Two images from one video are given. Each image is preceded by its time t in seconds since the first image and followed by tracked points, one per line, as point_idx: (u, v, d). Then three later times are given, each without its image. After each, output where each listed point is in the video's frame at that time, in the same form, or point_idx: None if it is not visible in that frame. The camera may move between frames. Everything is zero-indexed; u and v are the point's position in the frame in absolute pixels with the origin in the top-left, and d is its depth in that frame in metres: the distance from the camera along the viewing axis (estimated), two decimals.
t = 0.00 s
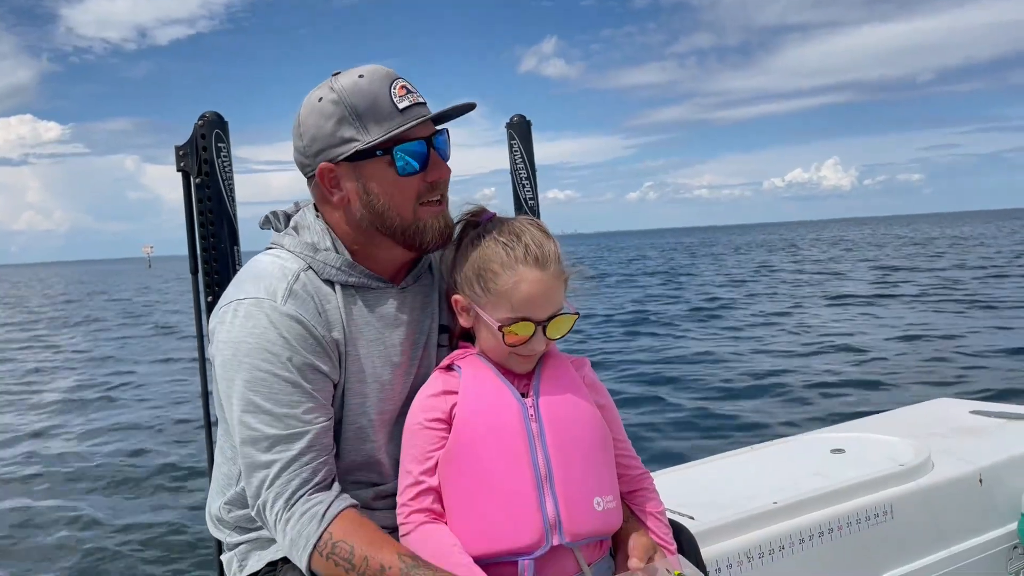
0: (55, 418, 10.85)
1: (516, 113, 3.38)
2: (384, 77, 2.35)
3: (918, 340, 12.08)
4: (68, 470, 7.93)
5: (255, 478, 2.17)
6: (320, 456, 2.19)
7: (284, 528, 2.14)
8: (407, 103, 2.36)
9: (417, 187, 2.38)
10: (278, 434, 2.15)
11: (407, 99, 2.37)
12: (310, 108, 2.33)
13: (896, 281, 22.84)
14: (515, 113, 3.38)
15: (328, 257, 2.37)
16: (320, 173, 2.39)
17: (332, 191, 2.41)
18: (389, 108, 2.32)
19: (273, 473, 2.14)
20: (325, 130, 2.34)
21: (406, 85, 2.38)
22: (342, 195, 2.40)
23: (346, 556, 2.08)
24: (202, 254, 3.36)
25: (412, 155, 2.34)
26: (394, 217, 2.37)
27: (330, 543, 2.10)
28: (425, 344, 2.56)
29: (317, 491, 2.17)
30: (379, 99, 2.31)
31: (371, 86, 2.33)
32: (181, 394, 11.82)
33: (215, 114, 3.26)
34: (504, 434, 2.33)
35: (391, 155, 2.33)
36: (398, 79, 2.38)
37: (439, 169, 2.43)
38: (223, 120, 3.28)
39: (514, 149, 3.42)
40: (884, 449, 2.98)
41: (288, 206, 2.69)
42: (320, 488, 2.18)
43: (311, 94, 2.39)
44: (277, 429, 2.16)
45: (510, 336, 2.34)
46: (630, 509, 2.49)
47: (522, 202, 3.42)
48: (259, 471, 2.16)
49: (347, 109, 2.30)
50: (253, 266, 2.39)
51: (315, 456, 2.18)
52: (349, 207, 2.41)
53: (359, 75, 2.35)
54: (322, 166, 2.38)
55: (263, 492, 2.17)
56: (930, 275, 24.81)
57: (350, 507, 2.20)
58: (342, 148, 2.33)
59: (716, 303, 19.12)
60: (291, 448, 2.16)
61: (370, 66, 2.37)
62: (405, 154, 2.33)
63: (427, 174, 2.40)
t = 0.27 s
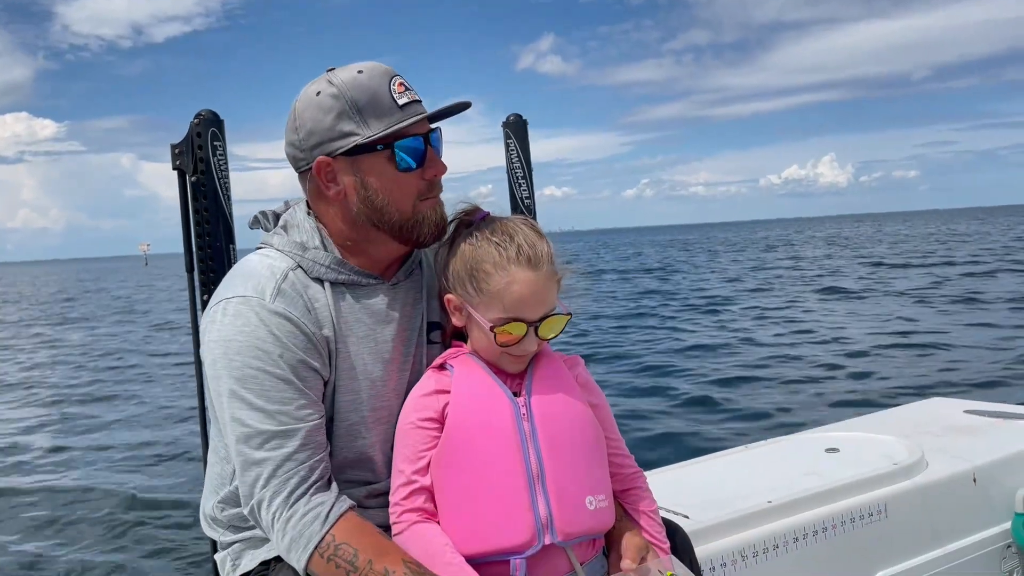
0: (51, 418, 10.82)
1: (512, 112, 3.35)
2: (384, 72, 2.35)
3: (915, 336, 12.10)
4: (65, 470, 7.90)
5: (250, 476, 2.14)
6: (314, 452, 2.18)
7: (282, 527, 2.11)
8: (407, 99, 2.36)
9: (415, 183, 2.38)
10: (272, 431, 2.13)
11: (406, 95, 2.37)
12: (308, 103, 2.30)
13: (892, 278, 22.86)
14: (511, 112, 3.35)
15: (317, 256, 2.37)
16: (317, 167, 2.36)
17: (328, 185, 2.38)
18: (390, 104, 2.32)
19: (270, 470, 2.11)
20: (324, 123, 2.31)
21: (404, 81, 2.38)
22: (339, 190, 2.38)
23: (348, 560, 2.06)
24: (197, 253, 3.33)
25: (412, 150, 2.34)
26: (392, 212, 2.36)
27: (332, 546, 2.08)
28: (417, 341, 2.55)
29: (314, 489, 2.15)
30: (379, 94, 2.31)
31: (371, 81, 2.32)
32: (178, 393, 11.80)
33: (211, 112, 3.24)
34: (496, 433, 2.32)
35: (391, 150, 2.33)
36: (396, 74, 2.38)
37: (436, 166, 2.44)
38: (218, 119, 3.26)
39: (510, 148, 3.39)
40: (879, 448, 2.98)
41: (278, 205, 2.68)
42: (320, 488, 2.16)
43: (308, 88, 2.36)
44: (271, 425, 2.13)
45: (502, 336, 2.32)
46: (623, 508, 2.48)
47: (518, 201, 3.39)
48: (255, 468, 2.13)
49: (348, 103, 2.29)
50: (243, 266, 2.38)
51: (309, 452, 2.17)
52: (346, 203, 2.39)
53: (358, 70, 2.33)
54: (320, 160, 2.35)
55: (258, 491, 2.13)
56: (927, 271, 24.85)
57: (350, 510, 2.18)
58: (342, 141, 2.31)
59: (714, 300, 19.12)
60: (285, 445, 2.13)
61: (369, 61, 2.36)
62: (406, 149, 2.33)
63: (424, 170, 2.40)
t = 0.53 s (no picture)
0: (50, 416, 10.81)
1: (510, 114, 3.34)
2: (373, 78, 2.32)
3: (912, 334, 12.11)
4: (63, 469, 7.89)
5: (247, 477, 2.12)
6: (311, 453, 2.17)
7: (281, 529, 2.10)
8: (394, 105, 2.33)
9: (400, 190, 2.36)
10: (268, 432, 2.12)
11: (394, 101, 2.34)
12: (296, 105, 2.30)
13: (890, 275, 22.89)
14: (510, 114, 3.34)
15: (313, 258, 2.37)
16: (304, 170, 2.37)
17: (316, 189, 2.38)
18: (376, 110, 2.29)
19: (268, 470, 2.10)
20: (310, 128, 2.31)
21: (394, 86, 2.35)
22: (326, 194, 2.38)
23: (350, 563, 2.05)
24: (195, 254, 3.32)
25: (397, 157, 2.32)
26: (374, 219, 2.35)
27: (334, 548, 2.08)
28: (413, 343, 2.54)
29: (313, 490, 2.14)
30: (365, 101, 2.28)
31: (359, 86, 2.30)
32: (176, 391, 11.78)
33: (209, 113, 3.23)
34: (493, 435, 2.31)
35: (374, 157, 2.31)
36: (386, 80, 2.35)
37: (425, 173, 2.40)
38: (217, 119, 3.24)
39: (508, 150, 3.38)
40: (876, 450, 2.98)
41: (274, 208, 2.68)
42: (320, 490, 2.16)
43: (300, 90, 2.36)
44: (267, 426, 2.12)
45: (493, 339, 2.32)
46: (620, 509, 2.48)
47: (517, 203, 3.37)
48: (252, 468, 2.11)
49: (333, 109, 2.27)
50: (239, 268, 2.37)
51: (306, 453, 2.16)
52: (333, 207, 2.39)
53: (348, 74, 2.31)
54: (307, 164, 2.35)
55: (256, 493, 2.12)
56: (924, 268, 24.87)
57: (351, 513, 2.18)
58: (327, 147, 2.30)
59: (712, 298, 19.13)
60: (282, 446, 2.12)
61: (359, 66, 2.33)
62: (389, 157, 2.31)
63: (410, 177, 2.37)
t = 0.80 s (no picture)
0: (47, 414, 10.78)
1: (508, 116, 3.33)
2: (352, 81, 2.28)
3: (910, 333, 12.12)
4: (60, 468, 7.88)
5: (243, 482, 2.12)
6: (305, 458, 2.16)
7: (276, 535, 2.09)
8: (370, 110, 2.29)
9: (375, 195, 2.33)
10: (263, 437, 2.11)
11: (372, 105, 2.30)
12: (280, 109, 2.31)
13: (888, 274, 22.91)
14: (507, 116, 3.33)
15: (309, 261, 2.37)
16: (288, 173, 2.39)
17: (302, 191, 2.40)
18: (350, 115, 2.26)
19: (263, 476, 2.10)
20: (290, 133, 2.32)
21: (375, 90, 2.30)
22: (309, 197, 2.39)
23: (345, 566, 2.05)
24: (193, 255, 3.31)
25: (370, 162, 2.29)
26: (350, 223, 2.33)
27: (329, 552, 2.07)
28: (410, 345, 2.54)
29: (308, 496, 2.14)
30: (340, 106, 2.26)
31: (336, 90, 2.27)
32: (174, 390, 11.77)
33: (207, 114, 3.22)
34: (490, 437, 2.31)
35: (347, 161, 2.28)
36: (367, 83, 2.30)
37: (403, 178, 2.36)
38: (215, 121, 3.23)
39: (506, 153, 3.37)
40: (872, 453, 2.98)
41: (271, 210, 2.68)
42: (315, 495, 2.15)
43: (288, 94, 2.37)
44: (262, 432, 2.12)
45: (489, 341, 2.32)
46: (618, 512, 2.48)
47: (514, 206, 3.38)
48: (247, 474, 2.11)
49: (310, 114, 2.27)
50: (235, 272, 2.37)
51: (301, 459, 2.15)
52: (317, 210, 2.40)
53: (328, 78, 2.29)
54: (290, 167, 2.37)
55: (252, 498, 2.11)
56: (922, 266, 24.88)
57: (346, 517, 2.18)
58: (303, 151, 2.30)
59: (711, 296, 19.12)
60: (277, 452, 2.12)
61: (341, 69, 2.31)
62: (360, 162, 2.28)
63: (387, 182, 2.33)
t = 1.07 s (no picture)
0: (41, 413, 10.74)
1: (504, 115, 3.33)
2: (343, 78, 2.27)
3: (906, 332, 12.14)
4: (54, 466, 7.85)
5: (239, 479, 2.11)
6: (302, 456, 2.16)
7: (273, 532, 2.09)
8: (358, 109, 2.28)
9: (359, 193, 2.31)
10: (260, 434, 2.11)
11: (360, 104, 2.28)
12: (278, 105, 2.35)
13: (883, 273, 22.95)
14: (504, 115, 3.33)
15: (306, 258, 2.37)
16: (284, 167, 2.42)
17: (296, 185, 2.42)
18: (337, 113, 2.26)
19: (259, 473, 2.09)
20: (286, 129, 2.35)
21: (365, 88, 2.29)
22: (302, 192, 2.41)
23: (340, 564, 2.05)
24: (189, 254, 3.30)
25: (354, 159, 2.28)
26: (335, 220, 2.33)
27: (324, 549, 2.07)
28: (407, 342, 2.54)
29: (305, 493, 2.13)
30: (327, 103, 2.26)
31: (326, 88, 2.27)
32: (168, 389, 11.72)
33: (202, 112, 3.21)
34: (487, 435, 2.31)
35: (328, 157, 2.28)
36: (357, 81, 2.29)
37: (389, 177, 2.33)
38: (210, 119, 3.22)
39: (503, 151, 3.36)
40: (869, 451, 2.99)
41: (269, 208, 2.68)
42: (311, 492, 2.15)
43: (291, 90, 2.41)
44: (258, 429, 2.11)
45: (487, 340, 2.31)
46: (615, 509, 2.48)
47: (511, 204, 3.39)
48: (244, 471, 2.11)
49: (300, 110, 2.28)
50: (232, 269, 2.37)
51: (298, 457, 2.15)
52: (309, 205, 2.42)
53: (322, 75, 2.30)
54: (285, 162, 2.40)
55: (248, 496, 2.11)
56: (918, 266, 24.94)
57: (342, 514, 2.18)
58: (293, 147, 2.32)
59: (707, 295, 19.15)
60: (273, 449, 2.11)
61: (335, 67, 2.30)
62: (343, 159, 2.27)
63: (371, 181, 2.31)
